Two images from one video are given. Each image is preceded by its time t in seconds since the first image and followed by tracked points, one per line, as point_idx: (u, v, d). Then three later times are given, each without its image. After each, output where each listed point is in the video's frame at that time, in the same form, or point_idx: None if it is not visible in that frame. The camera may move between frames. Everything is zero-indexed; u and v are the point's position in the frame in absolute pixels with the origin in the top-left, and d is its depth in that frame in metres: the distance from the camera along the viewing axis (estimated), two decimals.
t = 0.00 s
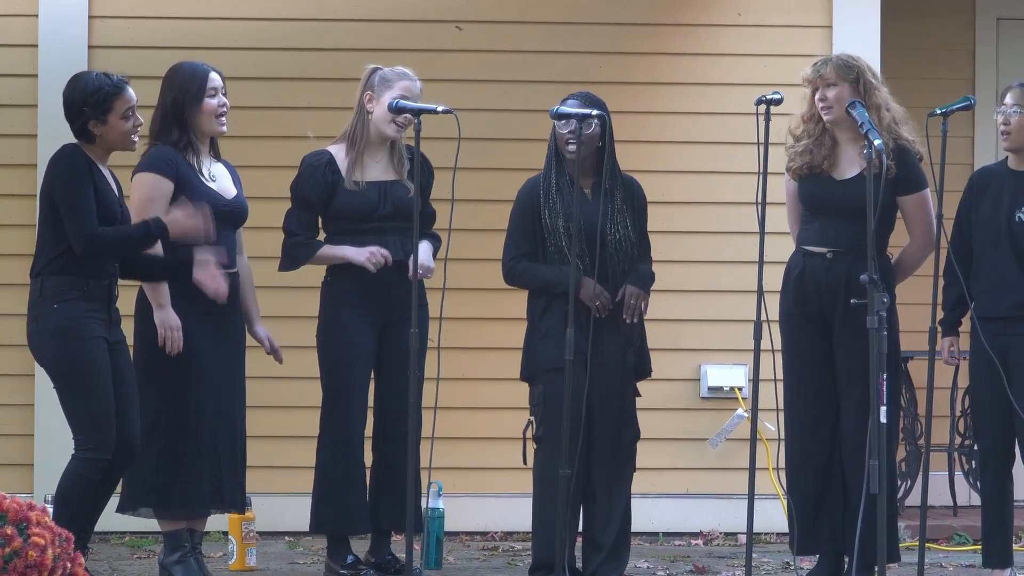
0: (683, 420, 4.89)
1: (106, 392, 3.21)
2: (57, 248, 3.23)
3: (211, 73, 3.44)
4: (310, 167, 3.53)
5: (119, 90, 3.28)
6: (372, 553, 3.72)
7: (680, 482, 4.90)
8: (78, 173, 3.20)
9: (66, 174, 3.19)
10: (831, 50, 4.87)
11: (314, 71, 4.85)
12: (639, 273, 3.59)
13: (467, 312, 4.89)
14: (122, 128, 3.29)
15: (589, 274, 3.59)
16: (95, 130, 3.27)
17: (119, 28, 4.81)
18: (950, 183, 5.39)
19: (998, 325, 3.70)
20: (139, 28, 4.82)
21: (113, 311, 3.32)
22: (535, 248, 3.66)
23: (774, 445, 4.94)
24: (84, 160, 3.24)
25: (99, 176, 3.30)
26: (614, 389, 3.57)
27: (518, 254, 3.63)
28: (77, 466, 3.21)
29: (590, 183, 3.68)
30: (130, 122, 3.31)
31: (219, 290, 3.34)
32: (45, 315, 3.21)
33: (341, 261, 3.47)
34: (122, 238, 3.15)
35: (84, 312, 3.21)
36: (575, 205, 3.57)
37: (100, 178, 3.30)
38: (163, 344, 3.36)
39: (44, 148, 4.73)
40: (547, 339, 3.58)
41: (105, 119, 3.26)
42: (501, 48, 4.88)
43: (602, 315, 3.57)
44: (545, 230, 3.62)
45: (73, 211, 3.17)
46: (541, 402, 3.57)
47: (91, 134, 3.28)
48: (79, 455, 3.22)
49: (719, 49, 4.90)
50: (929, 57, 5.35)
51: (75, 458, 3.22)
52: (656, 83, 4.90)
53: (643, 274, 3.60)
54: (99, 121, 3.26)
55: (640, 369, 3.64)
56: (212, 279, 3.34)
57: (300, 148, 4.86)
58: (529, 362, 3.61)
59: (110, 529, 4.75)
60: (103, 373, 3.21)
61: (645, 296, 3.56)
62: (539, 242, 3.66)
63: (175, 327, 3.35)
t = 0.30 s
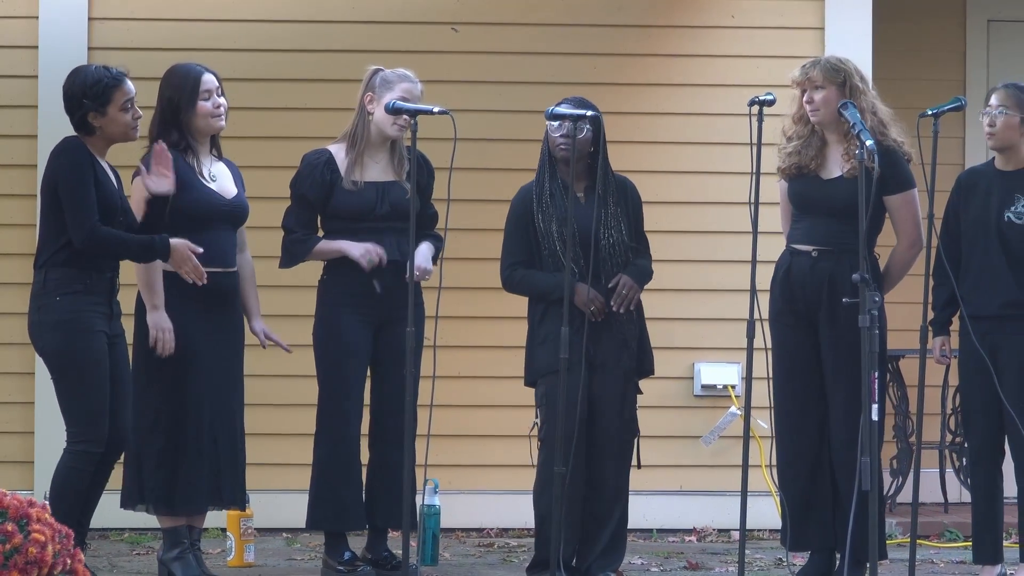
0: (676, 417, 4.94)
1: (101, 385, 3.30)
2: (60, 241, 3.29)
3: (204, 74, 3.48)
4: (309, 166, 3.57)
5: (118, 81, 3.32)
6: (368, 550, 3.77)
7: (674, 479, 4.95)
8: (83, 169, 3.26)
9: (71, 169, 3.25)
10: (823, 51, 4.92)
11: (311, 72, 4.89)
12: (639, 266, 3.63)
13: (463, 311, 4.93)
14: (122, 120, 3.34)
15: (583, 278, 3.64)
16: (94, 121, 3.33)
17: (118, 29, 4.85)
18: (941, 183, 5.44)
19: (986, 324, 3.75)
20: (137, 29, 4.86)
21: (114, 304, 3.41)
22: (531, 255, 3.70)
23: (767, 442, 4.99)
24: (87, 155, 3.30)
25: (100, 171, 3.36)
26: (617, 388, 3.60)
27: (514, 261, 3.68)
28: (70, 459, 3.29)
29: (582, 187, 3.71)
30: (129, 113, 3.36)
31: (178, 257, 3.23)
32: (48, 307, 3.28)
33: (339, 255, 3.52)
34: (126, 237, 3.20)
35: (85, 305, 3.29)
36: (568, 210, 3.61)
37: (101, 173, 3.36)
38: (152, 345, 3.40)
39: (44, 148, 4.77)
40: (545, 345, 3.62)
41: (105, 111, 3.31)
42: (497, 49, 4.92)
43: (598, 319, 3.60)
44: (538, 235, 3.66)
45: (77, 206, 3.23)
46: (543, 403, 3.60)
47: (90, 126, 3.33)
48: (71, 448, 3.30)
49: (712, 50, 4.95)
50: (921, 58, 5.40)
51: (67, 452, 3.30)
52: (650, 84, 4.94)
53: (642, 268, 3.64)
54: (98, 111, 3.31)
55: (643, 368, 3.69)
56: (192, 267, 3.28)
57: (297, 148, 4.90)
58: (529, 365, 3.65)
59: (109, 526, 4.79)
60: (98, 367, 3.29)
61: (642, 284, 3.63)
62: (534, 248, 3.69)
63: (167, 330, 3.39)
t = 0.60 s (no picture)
0: (670, 415, 4.99)
1: (97, 380, 3.34)
2: (56, 236, 3.34)
3: (196, 78, 3.51)
4: (308, 166, 3.61)
5: (106, 67, 3.37)
6: (365, 546, 3.81)
7: (667, 476, 5.00)
8: (70, 158, 3.29)
9: (58, 160, 3.29)
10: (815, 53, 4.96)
11: (308, 74, 4.93)
12: (632, 266, 3.66)
13: (459, 310, 4.98)
14: (110, 103, 3.35)
15: (578, 279, 3.68)
16: (85, 106, 3.35)
17: (117, 31, 4.89)
18: (932, 183, 5.50)
19: (976, 323, 3.80)
20: (136, 31, 4.89)
21: (115, 303, 3.43)
22: (528, 258, 3.74)
23: (760, 440, 5.05)
24: (75, 143, 3.33)
25: (92, 162, 3.39)
26: (615, 385, 3.66)
27: (512, 264, 3.72)
28: (68, 453, 3.33)
29: (577, 188, 3.75)
30: (118, 97, 3.37)
31: (137, 157, 3.21)
32: (45, 304, 3.32)
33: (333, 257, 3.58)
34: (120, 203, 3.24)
35: (82, 302, 3.32)
36: (562, 211, 3.66)
37: (94, 167, 3.39)
38: (136, 348, 3.44)
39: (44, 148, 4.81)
40: (541, 345, 3.66)
41: (93, 93, 3.34)
42: (493, 50, 4.96)
43: (594, 320, 3.63)
44: (534, 237, 3.71)
45: (67, 195, 3.26)
46: (542, 402, 3.66)
47: (81, 113, 3.36)
48: (69, 441, 3.34)
49: (706, 51, 4.99)
50: (913, 60, 5.45)
51: (65, 445, 3.33)
52: (645, 86, 4.99)
53: (633, 269, 3.66)
54: (87, 95, 3.34)
55: (640, 365, 3.73)
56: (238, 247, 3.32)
57: (294, 149, 4.94)
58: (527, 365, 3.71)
59: (108, 523, 4.83)
60: (95, 361, 3.33)
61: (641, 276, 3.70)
62: (531, 249, 3.74)
63: (153, 333, 3.43)
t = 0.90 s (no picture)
0: (664, 413, 5.04)
1: (97, 378, 3.36)
2: (55, 238, 3.37)
3: (194, 79, 3.55)
4: (304, 167, 3.65)
5: (103, 69, 3.40)
6: (362, 542, 3.86)
7: (661, 473, 5.05)
8: (65, 159, 3.32)
9: (53, 161, 3.32)
10: (807, 55, 5.01)
11: (305, 75, 4.97)
12: (626, 262, 3.71)
13: (455, 309, 5.02)
14: (105, 103, 3.38)
15: (575, 275, 3.73)
16: (81, 107, 3.39)
17: (116, 33, 4.92)
18: (923, 183, 5.55)
19: (966, 322, 3.84)
20: (135, 33, 4.93)
21: (116, 301, 3.45)
22: (525, 253, 3.79)
23: (753, 437, 5.09)
24: (70, 144, 3.36)
25: (88, 163, 3.42)
26: (605, 385, 3.70)
27: (509, 259, 3.76)
28: (68, 451, 3.35)
29: (576, 185, 3.81)
30: (113, 99, 3.40)
31: (135, 159, 3.26)
32: (46, 304, 3.35)
33: (329, 269, 3.61)
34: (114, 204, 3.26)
35: (82, 301, 3.35)
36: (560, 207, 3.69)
37: (89, 169, 3.41)
38: (142, 344, 3.49)
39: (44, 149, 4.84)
40: (536, 341, 3.71)
41: (90, 93, 3.37)
42: (489, 52, 5.01)
43: (588, 316, 3.69)
44: (531, 233, 3.75)
45: (62, 198, 3.28)
46: (536, 398, 3.70)
47: (78, 113, 3.40)
48: (69, 439, 3.36)
49: (699, 53, 5.04)
50: (904, 62, 5.51)
51: (65, 443, 3.36)
52: (639, 87, 5.03)
53: (626, 266, 3.70)
54: (84, 96, 3.38)
55: (629, 363, 3.76)
56: (235, 239, 3.35)
57: (292, 149, 4.98)
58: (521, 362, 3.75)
59: (107, 520, 4.87)
60: (94, 360, 3.36)
61: (638, 272, 3.75)
62: (528, 246, 3.78)
63: (157, 328, 3.47)
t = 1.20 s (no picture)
0: (658, 411, 5.09)
1: (97, 375, 3.38)
2: (55, 237, 3.40)
3: (190, 79, 3.59)
4: (296, 170, 3.70)
5: (101, 70, 3.44)
6: (359, 538, 3.91)
7: (655, 470, 5.09)
8: (64, 159, 3.36)
9: (53, 161, 3.35)
10: (799, 56, 5.06)
11: (302, 76, 5.02)
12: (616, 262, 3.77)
13: (450, 307, 5.06)
14: (103, 103, 3.41)
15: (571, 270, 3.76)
16: (80, 107, 3.42)
17: (115, 34, 4.96)
18: (914, 183, 5.60)
19: (960, 320, 3.87)
20: (134, 35, 4.97)
21: (116, 298, 3.46)
22: (522, 246, 3.82)
23: (746, 435, 5.14)
24: (69, 144, 3.40)
25: (87, 163, 3.45)
26: (593, 382, 3.75)
27: (507, 251, 3.79)
28: (67, 448, 3.36)
29: (576, 184, 3.81)
30: (112, 99, 3.43)
31: (135, 159, 3.30)
32: (47, 302, 3.38)
33: (324, 271, 3.67)
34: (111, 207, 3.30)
35: (82, 298, 3.37)
36: (561, 202, 3.74)
37: (88, 169, 3.45)
38: (141, 343, 3.53)
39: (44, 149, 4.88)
40: (528, 334, 3.75)
41: (88, 94, 3.41)
42: (485, 54, 5.05)
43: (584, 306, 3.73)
44: (530, 228, 3.80)
45: (61, 198, 3.32)
46: (525, 391, 3.74)
47: (77, 113, 3.43)
48: (67, 437, 3.37)
49: (693, 54, 5.09)
50: (896, 63, 5.56)
51: (64, 440, 3.37)
52: (634, 88, 5.08)
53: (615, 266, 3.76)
54: (82, 96, 3.41)
55: (614, 360, 3.79)
56: (232, 241, 3.40)
57: (289, 150, 5.02)
58: (508, 352, 3.80)
59: (106, 517, 4.91)
60: (93, 358, 3.37)
61: (625, 282, 3.80)
62: (526, 240, 3.82)
63: (154, 326, 3.51)
